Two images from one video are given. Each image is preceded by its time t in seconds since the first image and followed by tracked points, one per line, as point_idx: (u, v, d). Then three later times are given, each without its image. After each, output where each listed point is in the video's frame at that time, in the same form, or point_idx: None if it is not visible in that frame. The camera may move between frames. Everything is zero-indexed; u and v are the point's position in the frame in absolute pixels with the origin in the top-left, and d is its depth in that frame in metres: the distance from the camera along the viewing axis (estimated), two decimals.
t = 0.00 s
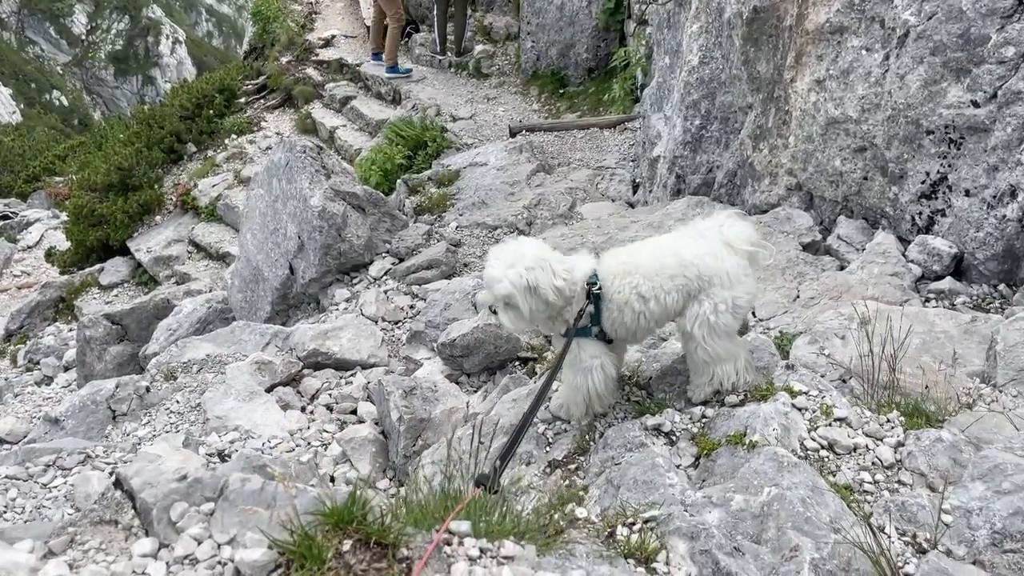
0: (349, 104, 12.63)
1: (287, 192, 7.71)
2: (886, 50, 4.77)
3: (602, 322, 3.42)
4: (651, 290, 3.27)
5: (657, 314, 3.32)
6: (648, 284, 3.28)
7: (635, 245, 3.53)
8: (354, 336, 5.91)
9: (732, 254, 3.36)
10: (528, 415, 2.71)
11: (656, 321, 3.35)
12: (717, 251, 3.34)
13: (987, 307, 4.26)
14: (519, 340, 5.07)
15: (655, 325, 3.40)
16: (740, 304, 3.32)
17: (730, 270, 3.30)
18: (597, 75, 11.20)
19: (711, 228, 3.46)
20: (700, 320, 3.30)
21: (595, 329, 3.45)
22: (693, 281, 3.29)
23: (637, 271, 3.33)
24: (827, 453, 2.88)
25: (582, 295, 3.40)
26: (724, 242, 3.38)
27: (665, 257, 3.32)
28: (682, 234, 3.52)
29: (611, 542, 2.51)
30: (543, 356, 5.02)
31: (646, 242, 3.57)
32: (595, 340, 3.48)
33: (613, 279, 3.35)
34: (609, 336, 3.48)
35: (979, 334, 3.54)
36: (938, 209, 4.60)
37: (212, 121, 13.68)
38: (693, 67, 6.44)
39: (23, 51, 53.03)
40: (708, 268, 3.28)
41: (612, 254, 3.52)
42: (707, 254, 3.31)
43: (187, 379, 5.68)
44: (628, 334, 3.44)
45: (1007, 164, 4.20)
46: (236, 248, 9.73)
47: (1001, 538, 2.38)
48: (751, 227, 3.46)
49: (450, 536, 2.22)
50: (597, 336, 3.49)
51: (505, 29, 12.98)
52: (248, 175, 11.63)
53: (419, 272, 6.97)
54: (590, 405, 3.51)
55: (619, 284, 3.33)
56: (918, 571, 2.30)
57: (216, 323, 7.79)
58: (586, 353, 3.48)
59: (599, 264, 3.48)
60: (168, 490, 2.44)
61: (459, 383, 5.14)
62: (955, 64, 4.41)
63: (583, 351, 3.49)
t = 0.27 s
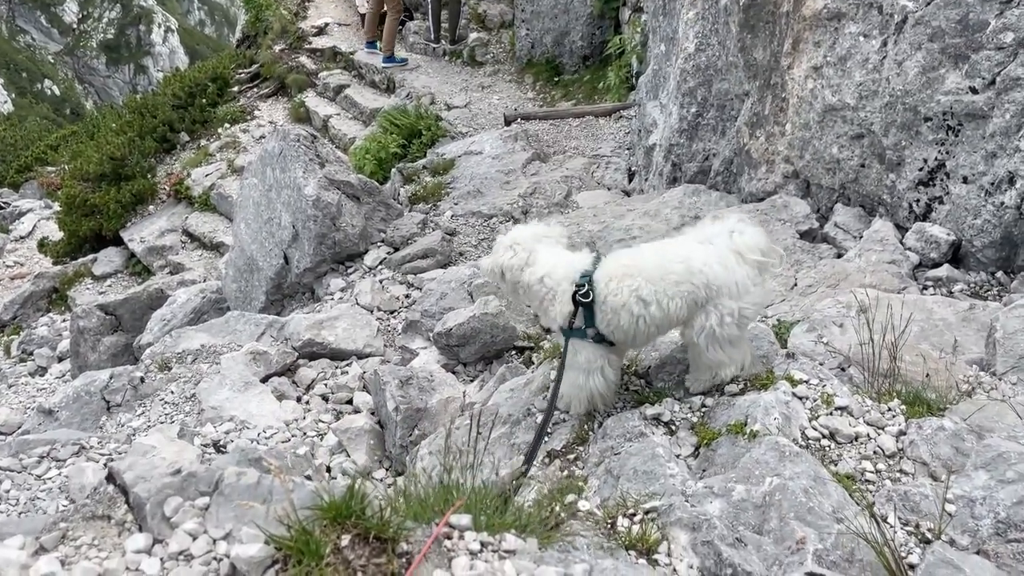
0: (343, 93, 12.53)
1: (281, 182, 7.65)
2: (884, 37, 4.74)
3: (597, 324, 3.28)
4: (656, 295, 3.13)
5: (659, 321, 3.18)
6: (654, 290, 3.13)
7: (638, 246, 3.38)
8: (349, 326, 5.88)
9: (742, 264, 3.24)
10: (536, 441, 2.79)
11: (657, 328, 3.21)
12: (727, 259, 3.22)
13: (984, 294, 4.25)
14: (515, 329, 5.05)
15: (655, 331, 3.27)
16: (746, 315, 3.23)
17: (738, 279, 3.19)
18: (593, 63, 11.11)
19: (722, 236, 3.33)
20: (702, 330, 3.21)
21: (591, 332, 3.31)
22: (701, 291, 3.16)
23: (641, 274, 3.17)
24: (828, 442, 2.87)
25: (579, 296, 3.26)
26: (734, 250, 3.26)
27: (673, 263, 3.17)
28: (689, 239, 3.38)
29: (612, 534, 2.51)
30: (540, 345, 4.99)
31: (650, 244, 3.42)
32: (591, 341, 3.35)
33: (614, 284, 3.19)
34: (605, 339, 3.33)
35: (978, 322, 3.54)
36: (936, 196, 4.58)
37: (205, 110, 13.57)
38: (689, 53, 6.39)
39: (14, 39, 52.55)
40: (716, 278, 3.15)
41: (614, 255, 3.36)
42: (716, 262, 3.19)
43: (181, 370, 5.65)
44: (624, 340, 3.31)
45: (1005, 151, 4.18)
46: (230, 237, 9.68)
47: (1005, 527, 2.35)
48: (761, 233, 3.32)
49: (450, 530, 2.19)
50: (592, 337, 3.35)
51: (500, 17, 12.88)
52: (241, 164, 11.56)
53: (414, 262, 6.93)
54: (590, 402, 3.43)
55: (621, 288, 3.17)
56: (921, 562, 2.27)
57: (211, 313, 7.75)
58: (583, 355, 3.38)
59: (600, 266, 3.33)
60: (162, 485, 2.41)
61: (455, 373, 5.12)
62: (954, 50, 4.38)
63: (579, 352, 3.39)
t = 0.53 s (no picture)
0: (333, 84, 12.44)
1: (271, 174, 7.59)
2: (877, 26, 4.72)
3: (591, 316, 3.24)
4: (657, 305, 3.02)
5: (661, 333, 3.07)
6: (661, 302, 3.02)
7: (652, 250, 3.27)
8: (341, 319, 5.85)
9: (756, 288, 3.18)
10: (521, 402, 2.82)
11: (657, 341, 3.11)
12: (742, 282, 3.12)
13: (978, 284, 4.26)
14: (509, 321, 5.02)
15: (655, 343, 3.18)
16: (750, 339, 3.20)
17: (749, 304, 3.13)
18: (584, 54, 11.06)
19: (738, 257, 3.24)
20: (705, 350, 3.14)
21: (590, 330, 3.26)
22: (710, 309, 3.04)
23: (652, 281, 3.05)
24: (827, 434, 2.87)
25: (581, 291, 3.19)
26: (750, 273, 3.19)
27: (686, 275, 3.05)
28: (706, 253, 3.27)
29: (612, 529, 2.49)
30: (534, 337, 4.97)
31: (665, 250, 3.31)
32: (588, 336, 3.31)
33: (620, 285, 3.08)
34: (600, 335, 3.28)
35: (972, 312, 3.54)
36: (929, 185, 4.58)
37: (194, 102, 13.46)
38: (682, 43, 6.35)
39: None
40: (728, 301, 3.06)
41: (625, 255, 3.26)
42: (730, 284, 3.08)
43: (173, 364, 5.61)
44: (616, 342, 3.22)
45: (998, 140, 4.18)
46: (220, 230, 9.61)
47: (1005, 519, 2.31)
48: (776, 256, 3.30)
49: (450, 528, 2.16)
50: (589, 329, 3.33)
51: (490, 7, 12.80)
52: (231, 156, 11.47)
53: (407, 254, 6.89)
54: (581, 391, 3.39)
55: (626, 291, 3.06)
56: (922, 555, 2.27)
57: (202, 307, 7.70)
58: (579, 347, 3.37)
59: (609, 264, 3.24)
60: (157, 484, 2.37)
61: (449, 365, 5.10)
62: (947, 39, 4.37)
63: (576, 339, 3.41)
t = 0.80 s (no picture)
0: (319, 77, 12.33)
1: (257, 168, 7.52)
2: (863, 17, 4.71)
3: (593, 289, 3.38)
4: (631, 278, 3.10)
5: (631, 305, 3.14)
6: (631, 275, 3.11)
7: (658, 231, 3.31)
8: (329, 314, 5.81)
9: (738, 281, 2.99)
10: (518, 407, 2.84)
11: (631, 319, 3.18)
12: (719, 272, 3.00)
13: (965, 274, 4.27)
14: (498, 315, 5.00)
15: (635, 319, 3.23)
16: (722, 330, 3.08)
17: (721, 294, 3.01)
18: (571, 45, 11.02)
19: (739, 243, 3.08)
20: (677, 333, 3.15)
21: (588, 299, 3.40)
22: (680, 286, 3.05)
23: (627, 257, 3.15)
24: (818, 427, 2.87)
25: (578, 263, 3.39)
26: (735, 266, 3.01)
27: (665, 252, 3.09)
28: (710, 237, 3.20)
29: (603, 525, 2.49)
30: (523, 331, 4.95)
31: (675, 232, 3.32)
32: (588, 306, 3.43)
33: (603, 258, 3.23)
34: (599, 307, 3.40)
35: (960, 302, 3.56)
36: (916, 176, 4.59)
37: (178, 96, 13.31)
38: (668, 35, 6.33)
39: None
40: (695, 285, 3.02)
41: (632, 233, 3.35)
42: (703, 271, 3.01)
43: (159, 361, 5.56)
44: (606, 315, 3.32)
45: (984, 131, 4.19)
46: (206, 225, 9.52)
47: (996, 511, 2.32)
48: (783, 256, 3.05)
49: (439, 529, 2.16)
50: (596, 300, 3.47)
51: None
52: (216, 151, 11.35)
53: (394, 248, 6.85)
54: (577, 371, 3.40)
55: (605, 263, 3.20)
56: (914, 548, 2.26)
57: (189, 302, 7.63)
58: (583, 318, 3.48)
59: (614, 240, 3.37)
60: (139, 489, 2.32)
61: (437, 360, 5.08)
62: (934, 30, 4.37)
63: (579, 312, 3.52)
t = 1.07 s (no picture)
0: (300, 72, 12.21)
1: (237, 164, 7.43)
2: (842, 8, 4.72)
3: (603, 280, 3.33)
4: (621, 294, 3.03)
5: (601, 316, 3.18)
6: (609, 287, 3.11)
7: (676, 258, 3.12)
8: (311, 311, 5.76)
9: (700, 355, 2.82)
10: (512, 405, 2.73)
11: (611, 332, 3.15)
12: (686, 338, 2.83)
13: (944, 264, 4.26)
14: (480, 310, 4.97)
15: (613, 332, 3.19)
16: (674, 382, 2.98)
17: (678, 357, 2.87)
18: (553, 39, 10.98)
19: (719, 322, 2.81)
20: (638, 364, 3.08)
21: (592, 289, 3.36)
22: (640, 325, 2.98)
23: (628, 277, 3.06)
24: (795, 421, 2.87)
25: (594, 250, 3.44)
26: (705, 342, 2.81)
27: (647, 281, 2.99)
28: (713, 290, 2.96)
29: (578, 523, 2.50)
30: (506, 326, 4.92)
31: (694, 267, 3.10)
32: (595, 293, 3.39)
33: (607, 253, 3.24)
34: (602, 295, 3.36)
35: (939, 293, 3.57)
36: (895, 167, 4.59)
37: (158, 91, 13.15)
38: (649, 27, 6.31)
39: None
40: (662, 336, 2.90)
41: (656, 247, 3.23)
42: (675, 329, 2.86)
43: (139, 360, 5.49)
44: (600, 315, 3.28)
45: (962, 122, 4.21)
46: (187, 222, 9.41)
47: (971, 503, 2.33)
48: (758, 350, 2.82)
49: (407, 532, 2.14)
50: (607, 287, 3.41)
51: None
52: (197, 147, 11.22)
53: (377, 244, 6.80)
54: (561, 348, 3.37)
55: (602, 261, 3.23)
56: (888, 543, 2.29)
57: (170, 301, 7.55)
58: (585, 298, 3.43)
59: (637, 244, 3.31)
60: (97, 496, 2.27)
61: (420, 356, 5.05)
62: (912, 20, 4.38)
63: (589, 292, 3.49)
